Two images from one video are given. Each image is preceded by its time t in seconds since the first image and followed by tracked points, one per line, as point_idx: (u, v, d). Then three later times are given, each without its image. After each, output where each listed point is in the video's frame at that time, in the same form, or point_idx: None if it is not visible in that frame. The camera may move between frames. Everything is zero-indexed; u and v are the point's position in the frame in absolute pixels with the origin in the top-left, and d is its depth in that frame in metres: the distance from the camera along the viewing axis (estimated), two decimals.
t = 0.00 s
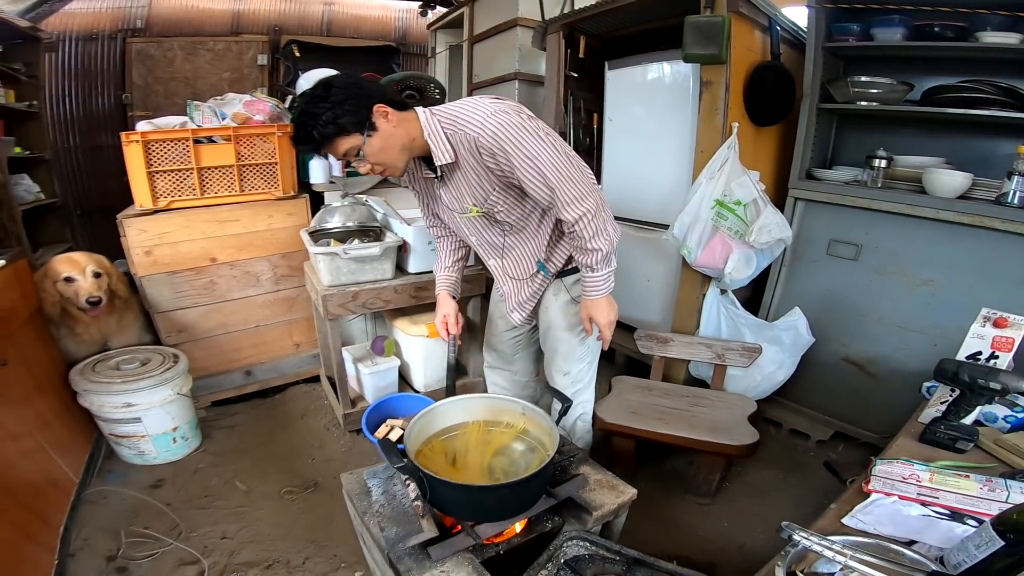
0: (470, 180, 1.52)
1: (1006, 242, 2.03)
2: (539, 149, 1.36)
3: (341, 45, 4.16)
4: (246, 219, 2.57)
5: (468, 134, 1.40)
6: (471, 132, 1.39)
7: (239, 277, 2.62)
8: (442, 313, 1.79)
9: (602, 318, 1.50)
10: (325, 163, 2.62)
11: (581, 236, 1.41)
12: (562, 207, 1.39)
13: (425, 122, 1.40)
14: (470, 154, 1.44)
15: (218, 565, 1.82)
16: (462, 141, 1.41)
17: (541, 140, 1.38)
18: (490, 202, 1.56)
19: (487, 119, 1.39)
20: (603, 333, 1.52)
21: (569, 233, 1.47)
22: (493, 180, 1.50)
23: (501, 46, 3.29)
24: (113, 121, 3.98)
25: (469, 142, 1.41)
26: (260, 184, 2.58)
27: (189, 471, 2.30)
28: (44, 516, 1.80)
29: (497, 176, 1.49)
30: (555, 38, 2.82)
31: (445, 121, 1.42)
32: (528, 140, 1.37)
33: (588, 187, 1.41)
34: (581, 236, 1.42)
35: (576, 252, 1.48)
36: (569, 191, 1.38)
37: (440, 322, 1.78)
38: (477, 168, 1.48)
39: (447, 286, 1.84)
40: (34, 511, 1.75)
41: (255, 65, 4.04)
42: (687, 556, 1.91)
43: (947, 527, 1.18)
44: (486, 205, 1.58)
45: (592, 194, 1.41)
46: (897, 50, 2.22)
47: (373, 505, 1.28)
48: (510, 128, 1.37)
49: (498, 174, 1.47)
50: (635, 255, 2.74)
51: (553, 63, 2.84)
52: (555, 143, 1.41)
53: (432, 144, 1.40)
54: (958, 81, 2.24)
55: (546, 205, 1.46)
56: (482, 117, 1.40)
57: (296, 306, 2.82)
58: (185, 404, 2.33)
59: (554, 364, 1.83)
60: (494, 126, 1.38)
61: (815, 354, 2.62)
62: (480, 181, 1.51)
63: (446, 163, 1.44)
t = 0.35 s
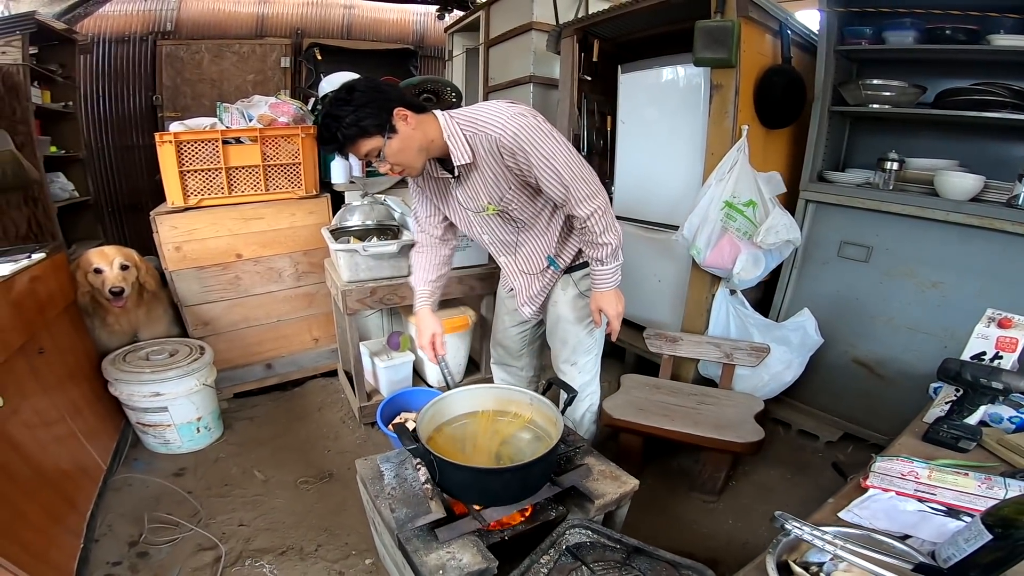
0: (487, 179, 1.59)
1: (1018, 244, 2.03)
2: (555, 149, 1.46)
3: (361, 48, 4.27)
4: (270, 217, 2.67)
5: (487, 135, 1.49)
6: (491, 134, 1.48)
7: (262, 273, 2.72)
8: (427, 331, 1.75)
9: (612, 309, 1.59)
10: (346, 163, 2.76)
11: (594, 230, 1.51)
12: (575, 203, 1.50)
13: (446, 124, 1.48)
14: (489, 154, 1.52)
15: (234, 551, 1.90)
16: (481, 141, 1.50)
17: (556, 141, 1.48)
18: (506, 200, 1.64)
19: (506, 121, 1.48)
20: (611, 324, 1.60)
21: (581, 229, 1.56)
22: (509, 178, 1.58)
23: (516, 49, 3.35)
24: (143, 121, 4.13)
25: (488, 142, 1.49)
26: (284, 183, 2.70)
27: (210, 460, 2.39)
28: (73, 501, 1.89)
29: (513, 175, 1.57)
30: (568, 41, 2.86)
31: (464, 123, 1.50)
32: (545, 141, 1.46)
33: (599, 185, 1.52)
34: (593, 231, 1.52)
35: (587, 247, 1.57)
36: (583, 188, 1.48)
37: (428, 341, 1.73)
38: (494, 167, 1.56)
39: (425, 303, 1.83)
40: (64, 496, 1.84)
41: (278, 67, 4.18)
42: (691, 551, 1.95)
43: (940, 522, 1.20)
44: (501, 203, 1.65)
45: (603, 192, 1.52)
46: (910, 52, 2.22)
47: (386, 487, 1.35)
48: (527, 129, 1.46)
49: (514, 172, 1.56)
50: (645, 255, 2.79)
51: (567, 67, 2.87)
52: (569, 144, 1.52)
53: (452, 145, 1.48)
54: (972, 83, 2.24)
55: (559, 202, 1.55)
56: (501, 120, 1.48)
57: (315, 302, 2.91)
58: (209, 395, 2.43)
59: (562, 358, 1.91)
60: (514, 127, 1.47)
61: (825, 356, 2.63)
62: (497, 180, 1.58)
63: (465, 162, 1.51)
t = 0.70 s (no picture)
0: (494, 180, 1.61)
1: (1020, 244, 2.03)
2: (562, 150, 1.50)
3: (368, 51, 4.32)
4: (279, 218, 2.72)
5: (495, 137, 1.52)
6: (499, 135, 1.52)
7: (271, 273, 2.77)
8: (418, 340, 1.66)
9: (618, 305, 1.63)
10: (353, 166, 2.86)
11: (600, 227, 1.55)
12: (581, 201, 1.53)
13: (453, 128, 1.51)
14: (497, 155, 1.55)
15: (241, 546, 1.95)
16: (489, 143, 1.53)
17: (562, 142, 1.53)
18: (512, 201, 1.67)
19: (513, 123, 1.52)
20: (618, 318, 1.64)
21: (587, 227, 1.60)
22: (515, 180, 1.62)
23: (521, 52, 3.37)
24: (155, 123, 4.20)
25: (496, 144, 1.53)
26: (292, 185, 2.75)
27: (219, 457, 2.44)
28: (86, 497, 1.94)
29: (520, 176, 1.61)
30: (572, 44, 2.88)
31: (471, 127, 1.54)
32: (551, 141, 1.51)
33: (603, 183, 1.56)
34: (598, 228, 1.56)
35: (593, 245, 1.61)
36: (589, 187, 1.52)
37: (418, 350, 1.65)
38: (501, 168, 1.59)
39: (417, 308, 1.74)
40: (77, 492, 1.89)
41: (286, 71, 4.20)
42: (691, 549, 1.97)
43: (933, 521, 1.21)
44: (508, 203, 1.67)
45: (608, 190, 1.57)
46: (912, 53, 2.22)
47: (389, 482, 1.38)
48: (535, 131, 1.51)
49: (521, 173, 1.59)
50: (648, 256, 2.81)
51: (571, 70, 2.90)
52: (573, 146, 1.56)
53: (459, 147, 1.51)
54: (974, 84, 2.24)
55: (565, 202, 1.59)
56: (508, 122, 1.52)
57: (323, 301, 2.95)
58: (218, 394, 2.48)
59: (566, 356, 1.94)
60: (521, 129, 1.51)
61: (828, 356, 2.64)
62: (504, 182, 1.61)
63: (474, 164, 1.54)
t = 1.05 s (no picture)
0: (491, 183, 1.62)
1: None
2: (557, 152, 1.51)
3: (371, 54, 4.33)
4: (282, 221, 2.74)
5: (491, 140, 1.53)
6: (495, 138, 1.52)
7: (274, 276, 2.79)
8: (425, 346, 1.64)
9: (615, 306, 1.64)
10: (355, 169, 2.88)
11: (596, 228, 1.55)
12: (577, 203, 1.54)
13: (450, 132, 1.52)
14: (493, 158, 1.56)
15: (242, 546, 1.96)
16: (485, 146, 1.53)
17: (558, 144, 1.53)
18: (509, 203, 1.67)
19: (509, 126, 1.52)
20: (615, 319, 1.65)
21: (584, 229, 1.60)
22: (512, 183, 1.62)
23: (523, 55, 3.38)
24: (161, 126, 4.23)
25: (492, 147, 1.53)
26: (295, 189, 2.77)
27: (222, 457, 2.46)
28: (90, 497, 1.95)
29: (516, 178, 1.61)
30: (574, 47, 2.88)
31: (468, 130, 1.54)
32: (547, 144, 1.51)
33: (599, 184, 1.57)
34: (595, 230, 1.56)
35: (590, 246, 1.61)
36: (585, 188, 1.53)
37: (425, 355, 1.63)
38: (498, 171, 1.59)
39: (425, 312, 1.75)
40: (81, 492, 1.91)
41: (291, 73, 4.27)
42: (691, 552, 1.97)
43: (929, 526, 1.21)
44: (506, 206, 1.68)
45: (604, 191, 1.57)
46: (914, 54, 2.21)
47: (386, 483, 1.39)
48: (530, 133, 1.51)
49: (517, 176, 1.60)
50: (649, 259, 2.81)
51: (573, 72, 2.90)
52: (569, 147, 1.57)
53: (457, 151, 1.52)
54: (977, 85, 2.22)
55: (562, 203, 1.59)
56: (503, 125, 1.53)
57: (326, 304, 2.96)
58: (221, 395, 2.49)
59: (566, 359, 1.94)
60: (517, 132, 1.51)
61: (831, 359, 2.62)
62: (501, 184, 1.62)
63: (471, 167, 1.55)
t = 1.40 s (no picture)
0: (485, 179, 1.62)
1: None
2: (550, 151, 1.50)
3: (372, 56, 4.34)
4: (282, 223, 2.75)
5: (485, 136, 1.52)
6: (489, 134, 1.51)
7: (274, 278, 2.79)
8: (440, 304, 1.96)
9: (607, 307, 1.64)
10: (355, 171, 2.88)
11: (588, 229, 1.55)
12: (570, 202, 1.53)
13: (445, 126, 1.52)
14: (487, 155, 1.56)
15: (240, 547, 1.95)
16: (479, 141, 1.53)
17: (552, 143, 1.52)
18: (503, 200, 1.67)
19: (504, 123, 1.51)
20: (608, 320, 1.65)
21: (576, 229, 1.60)
22: (506, 180, 1.62)
23: (523, 57, 3.38)
24: (164, 128, 4.25)
25: (486, 143, 1.53)
26: (295, 191, 2.77)
27: (222, 459, 2.46)
28: (89, 497, 1.96)
29: (510, 175, 1.61)
30: (573, 49, 2.88)
31: (463, 125, 1.54)
32: (541, 142, 1.50)
33: (593, 186, 1.55)
34: (588, 231, 1.56)
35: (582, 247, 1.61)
36: (577, 188, 1.52)
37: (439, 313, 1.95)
38: (491, 167, 1.59)
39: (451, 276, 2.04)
40: (80, 493, 1.91)
41: (292, 75, 4.31)
42: (691, 555, 1.95)
43: (929, 529, 1.19)
44: (499, 202, 1.68)
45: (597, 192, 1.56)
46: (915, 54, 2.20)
47: (381, 485, 1.38)
48: (524, 131, 1.50)
49: (511, 173, 1.59)
50: (649, 260, 2.81)
51: (573, 73, 2.90)
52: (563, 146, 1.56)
53: (451, 146, 1.52)
54: (978, 85, 2.21)
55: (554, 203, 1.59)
56: (498, 121, 1.52)
57: (326, 306, 2.97)
58: (221, 396, 2.49)
59: (560, 361, 1.94)
60: (510, 129, 1.50)
61: (832, 361, 2.60)
62: (494, 180, 1.62)
63: (464, 163, 1.55)
